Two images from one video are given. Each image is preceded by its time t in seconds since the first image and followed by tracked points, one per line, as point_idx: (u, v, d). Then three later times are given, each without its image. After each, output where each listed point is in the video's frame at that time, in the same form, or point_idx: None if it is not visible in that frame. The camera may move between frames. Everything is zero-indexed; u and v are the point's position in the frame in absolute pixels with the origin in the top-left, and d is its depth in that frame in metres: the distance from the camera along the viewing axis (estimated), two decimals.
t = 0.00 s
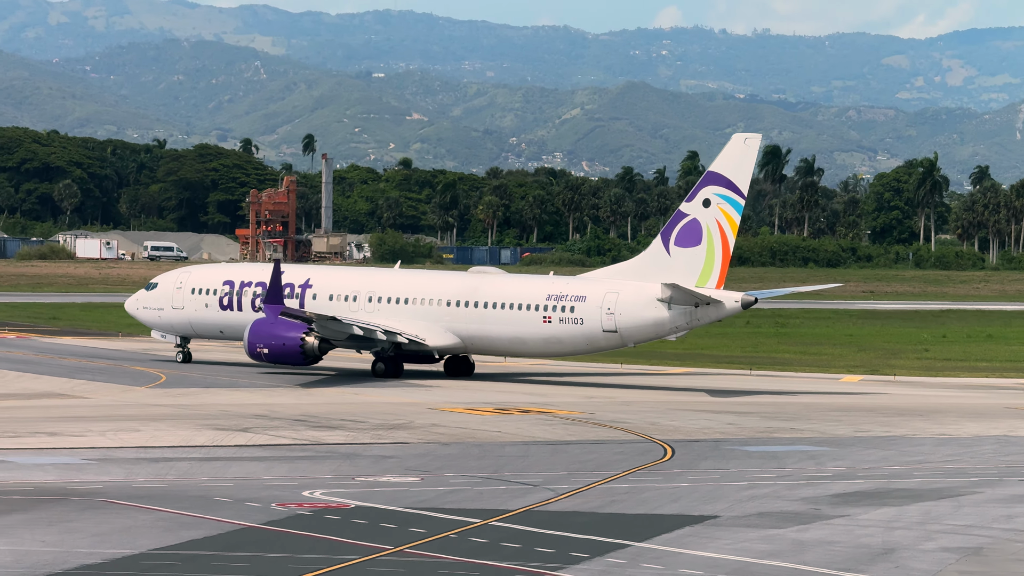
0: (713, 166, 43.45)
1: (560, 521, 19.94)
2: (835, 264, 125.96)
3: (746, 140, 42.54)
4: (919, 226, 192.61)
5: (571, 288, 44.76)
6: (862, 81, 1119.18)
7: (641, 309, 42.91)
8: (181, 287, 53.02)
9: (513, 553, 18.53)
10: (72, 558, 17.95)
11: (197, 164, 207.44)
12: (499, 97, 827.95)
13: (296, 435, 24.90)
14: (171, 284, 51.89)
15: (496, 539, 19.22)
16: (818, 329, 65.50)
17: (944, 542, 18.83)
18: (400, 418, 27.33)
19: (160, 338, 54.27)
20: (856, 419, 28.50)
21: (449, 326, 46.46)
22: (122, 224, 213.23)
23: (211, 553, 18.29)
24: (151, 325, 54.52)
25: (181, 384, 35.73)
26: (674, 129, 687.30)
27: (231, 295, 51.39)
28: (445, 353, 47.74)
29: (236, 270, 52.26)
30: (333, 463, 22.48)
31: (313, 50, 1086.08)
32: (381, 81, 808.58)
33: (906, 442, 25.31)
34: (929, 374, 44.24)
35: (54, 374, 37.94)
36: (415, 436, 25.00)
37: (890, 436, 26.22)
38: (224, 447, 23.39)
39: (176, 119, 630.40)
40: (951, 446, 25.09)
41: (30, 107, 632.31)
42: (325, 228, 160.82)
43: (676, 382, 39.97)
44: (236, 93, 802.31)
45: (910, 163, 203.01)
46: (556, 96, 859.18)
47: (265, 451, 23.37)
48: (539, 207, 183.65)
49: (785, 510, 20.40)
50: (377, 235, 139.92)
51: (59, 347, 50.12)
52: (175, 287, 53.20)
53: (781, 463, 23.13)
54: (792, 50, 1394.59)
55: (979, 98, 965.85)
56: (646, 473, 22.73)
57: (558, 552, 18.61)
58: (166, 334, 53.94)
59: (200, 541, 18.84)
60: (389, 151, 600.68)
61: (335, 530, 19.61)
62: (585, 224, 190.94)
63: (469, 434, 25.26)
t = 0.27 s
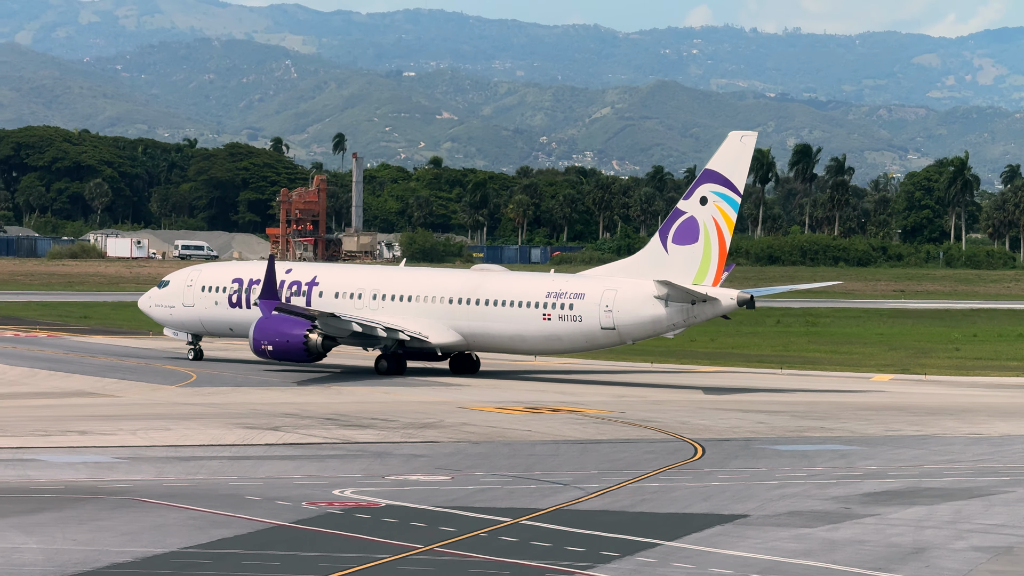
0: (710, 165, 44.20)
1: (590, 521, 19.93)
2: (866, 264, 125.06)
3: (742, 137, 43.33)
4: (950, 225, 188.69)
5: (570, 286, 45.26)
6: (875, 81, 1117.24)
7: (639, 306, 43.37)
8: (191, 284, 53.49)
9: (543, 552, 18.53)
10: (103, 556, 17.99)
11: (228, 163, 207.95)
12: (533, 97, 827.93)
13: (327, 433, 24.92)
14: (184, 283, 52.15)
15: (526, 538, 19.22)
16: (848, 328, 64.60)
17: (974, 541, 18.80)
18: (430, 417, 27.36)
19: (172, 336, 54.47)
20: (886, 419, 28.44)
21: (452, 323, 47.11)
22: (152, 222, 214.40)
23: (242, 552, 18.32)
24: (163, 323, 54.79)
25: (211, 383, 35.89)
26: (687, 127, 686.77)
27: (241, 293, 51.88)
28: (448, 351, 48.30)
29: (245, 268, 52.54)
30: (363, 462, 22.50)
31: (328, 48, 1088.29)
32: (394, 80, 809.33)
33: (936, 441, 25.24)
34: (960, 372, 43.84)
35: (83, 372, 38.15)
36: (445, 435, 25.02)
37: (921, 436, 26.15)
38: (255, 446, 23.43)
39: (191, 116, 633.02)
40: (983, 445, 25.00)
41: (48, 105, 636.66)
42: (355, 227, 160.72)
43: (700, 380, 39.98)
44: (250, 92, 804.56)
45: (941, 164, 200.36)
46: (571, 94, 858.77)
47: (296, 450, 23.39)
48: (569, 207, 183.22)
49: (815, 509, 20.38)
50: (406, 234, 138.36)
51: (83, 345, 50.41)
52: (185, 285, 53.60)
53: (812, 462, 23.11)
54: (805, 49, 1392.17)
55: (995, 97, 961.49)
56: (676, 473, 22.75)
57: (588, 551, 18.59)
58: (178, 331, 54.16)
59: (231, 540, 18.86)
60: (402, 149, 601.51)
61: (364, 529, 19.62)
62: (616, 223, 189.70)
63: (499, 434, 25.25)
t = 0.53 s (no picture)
0: (708, 163, 44.37)
1: (622, 520, 19.92)
2: (898, 263, 124.98)
3: (740, 136, 43.53)
4: (983, 224, 180.84)
5: (572, 284, 45.51)
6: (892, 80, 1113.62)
7: (638, 303, 43.55)
8: (204, 283, 53.46)
9: (575, 552, 18.52)
10: (136, 556, 18.00)
11: (260, 163, 208.72)
12: (567, 96, 822.13)
13: (359, 433, 24.94)
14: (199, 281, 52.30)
15: (559, 538, 19.21)
16: (881, 328, 64.08)
17: (1007, 541, 18.71)
18: (462, 417, 27.34)
19: (185, 334, 54.45)
20: (919, 419, 28.33)
21: (457, 321, 47.59)
22: (185, 222, 215.11)
23: (274, 551, 18.31)
24: (178, 322, 54.80)
25: (242, 382, 35.99)
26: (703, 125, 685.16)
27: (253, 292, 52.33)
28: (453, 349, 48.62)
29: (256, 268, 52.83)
30: (395, 462, 22.50)
31: (349, 48, 1089.64)
32: (411, 79, 809.79)
33: (969, 441, 25.16)
34: (993, 373, 43.39)
35: (113, 372, 38.31)
36: (477, 435, 25.01)
37: (954, 436, 26.04)
38: (287, 446, 23.45)
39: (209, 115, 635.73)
40: (1017, 446, 24.87)
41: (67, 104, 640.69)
42: (387, 227, 161.11)
43: (728, 379, 39.89)
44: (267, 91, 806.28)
45: (973, 163, 192.41)
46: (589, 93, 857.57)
47: (328, 449, 23.41)
48: (601, 206, 182.49)
49: (847, 509, 20.36)
50: (439, 234, 140.08)
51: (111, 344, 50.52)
52: (199, 284, 53.58)
53: (844, 462, 23.09)
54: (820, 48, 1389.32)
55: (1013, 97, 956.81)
56: (709, 473, 22.75)
57: (619, 552, 18.58)
58: (191, 330, 54.14)
59: (263, 540, 18.87)
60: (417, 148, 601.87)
61: (396, 528, 19.62)
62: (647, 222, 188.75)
63: (531, 433, 25.24)
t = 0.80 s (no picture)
0: (707, 162, 44.53)
1: (654, 520, 19.92)
2: (930, 261, 129.88)
3: (737, 135, 43.63)
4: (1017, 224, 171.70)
5: (574, 283, 45.65)
6: (909, 80, 1109.55)
7: (637, 302, 43.63)
8: (216, 283, 53.55)
9: (607, 552, 18.51)
10: (168, 556, 18.00)
11: (292, 164, 208.94)
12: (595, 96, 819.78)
13: (390, 433, 24.95)
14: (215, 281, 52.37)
15: (590, 538, 19.20)
16: (911, 328, 63.95)
17: None
18: (493, 417, 27.34)
19: (199, 333, 54.45)
20: (951, 420, 28.25)
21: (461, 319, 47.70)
22: (217, 222, 215.82)
23: (306, 552, 18.30)
24: (192, 321, 54.86)
25: (272, 383, 36.08)
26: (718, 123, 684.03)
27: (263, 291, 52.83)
28: (459, 348, 48.84)
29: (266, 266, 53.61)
30: (427, 462, 22.51)
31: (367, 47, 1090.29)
32: (427, 79, 809.99)
33: (1001, 442, 25.09)
34: None
35: (142, 372, 38.48)
36: (508, 435, 25.02)
37: (986, 436, 25.97)
38: (319, 446, 23.46)
39: (226, 112, 637.83)
40: None
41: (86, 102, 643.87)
42: (419, 227, 161.12)
43: (754, 379, 39.82)
44: (283, 89, 807.43)
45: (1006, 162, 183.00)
46: (606, 92, 856.78)
47: (359, 449, 23.41)
48: (631, 206, 180.99)
49: (879, 509, 20.33)
50: (470, 234, 136.60)
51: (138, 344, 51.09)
52: (211, 284, 53.69)
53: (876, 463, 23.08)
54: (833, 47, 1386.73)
55: None
56: (741, 473, 22.74)
57: (651, 552, 18.56)
58: (205, 330, 54.15)
59: (295, 540, 18.86)
60: (433, 147, 602.28)
61: (427, 528, 19.61)
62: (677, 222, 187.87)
63: (562, 434, 25.22)
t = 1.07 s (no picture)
0: (702, 163, 45.18)
1: (683, 522, 19.93)
2: (960, 263, 132.31)
3: (733, 135, 44.35)
4: None
5: (574, 282, 45.85)
6: (924, 79, 1106.02)
7: (637, 301, 43.85)
8: (228, 284, 53.63)
9: (636, 552, 18.50)
10: (197, 557, 18.01)
11: (321, 164, 209.22)
12: (623, 97, 816.71)
13: (419, 434, 24.94)
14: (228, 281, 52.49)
15: (619, 538, 19.20)
16: (941, 329, 63.88)
17: None
18: (523, 418, 27.36)
19: (212, 333, 54.51)
20: (983, 420, 28.12)
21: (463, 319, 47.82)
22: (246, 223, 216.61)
23: (335, 553, 18.27)
24: (206, 321, 54.88)
25: (300, 383, 36.09)
26: (733, 122, 683.02)
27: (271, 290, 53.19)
28: (461, 348, 49.11)
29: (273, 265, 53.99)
30: (457, 463, 22.53)
31: (381, 45, 1092.51)
32: (442, 78, 810.34)
33: None
34: None
35: (169, 372, 38.67)
36: (538, 436, 25.02)
37: (1016, 437, 25.89)
38: (349, 447, 23.44)
39: (241, 111, 639.90)
40: None
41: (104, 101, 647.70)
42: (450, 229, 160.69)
43: (780, 379, 39.77)
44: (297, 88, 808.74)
45: None
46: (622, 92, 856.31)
47: (389, 450, 23.39)
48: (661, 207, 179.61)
49: (909, 510, 20.30)
50: (500, 234, 137.20)
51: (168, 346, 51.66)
52: (223, 284, 53.80)
53: (906, 463, 23.09)
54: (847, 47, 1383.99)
55: None
56: (771, 473, 22.76)
57: (681, 553, 18.55)
58: (219, 330, 54.13)
59: (324, 541, 18.88)
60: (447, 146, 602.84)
61: (458, 528, 19.62)
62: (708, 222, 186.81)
63: (591, 435, 25.22)
